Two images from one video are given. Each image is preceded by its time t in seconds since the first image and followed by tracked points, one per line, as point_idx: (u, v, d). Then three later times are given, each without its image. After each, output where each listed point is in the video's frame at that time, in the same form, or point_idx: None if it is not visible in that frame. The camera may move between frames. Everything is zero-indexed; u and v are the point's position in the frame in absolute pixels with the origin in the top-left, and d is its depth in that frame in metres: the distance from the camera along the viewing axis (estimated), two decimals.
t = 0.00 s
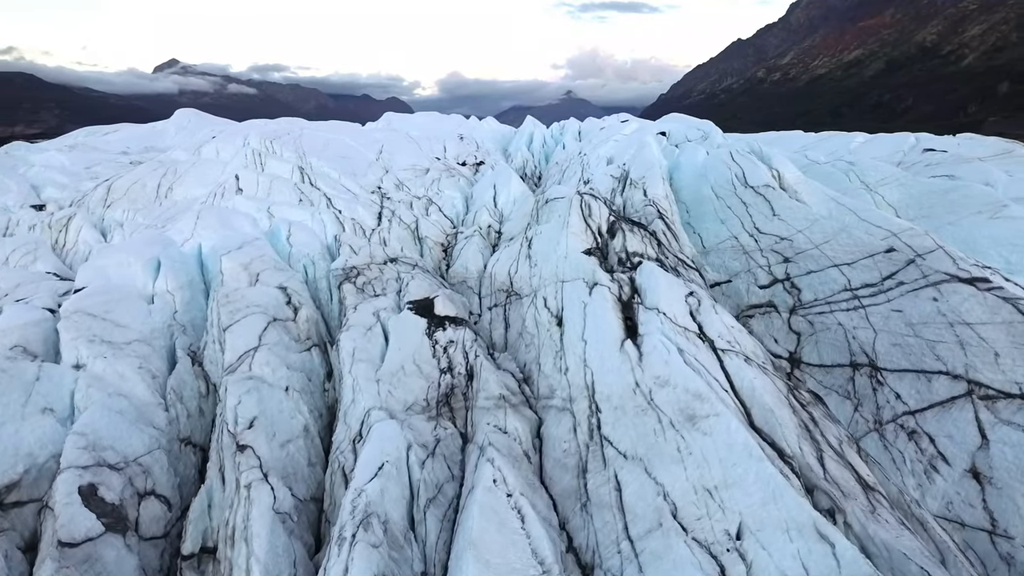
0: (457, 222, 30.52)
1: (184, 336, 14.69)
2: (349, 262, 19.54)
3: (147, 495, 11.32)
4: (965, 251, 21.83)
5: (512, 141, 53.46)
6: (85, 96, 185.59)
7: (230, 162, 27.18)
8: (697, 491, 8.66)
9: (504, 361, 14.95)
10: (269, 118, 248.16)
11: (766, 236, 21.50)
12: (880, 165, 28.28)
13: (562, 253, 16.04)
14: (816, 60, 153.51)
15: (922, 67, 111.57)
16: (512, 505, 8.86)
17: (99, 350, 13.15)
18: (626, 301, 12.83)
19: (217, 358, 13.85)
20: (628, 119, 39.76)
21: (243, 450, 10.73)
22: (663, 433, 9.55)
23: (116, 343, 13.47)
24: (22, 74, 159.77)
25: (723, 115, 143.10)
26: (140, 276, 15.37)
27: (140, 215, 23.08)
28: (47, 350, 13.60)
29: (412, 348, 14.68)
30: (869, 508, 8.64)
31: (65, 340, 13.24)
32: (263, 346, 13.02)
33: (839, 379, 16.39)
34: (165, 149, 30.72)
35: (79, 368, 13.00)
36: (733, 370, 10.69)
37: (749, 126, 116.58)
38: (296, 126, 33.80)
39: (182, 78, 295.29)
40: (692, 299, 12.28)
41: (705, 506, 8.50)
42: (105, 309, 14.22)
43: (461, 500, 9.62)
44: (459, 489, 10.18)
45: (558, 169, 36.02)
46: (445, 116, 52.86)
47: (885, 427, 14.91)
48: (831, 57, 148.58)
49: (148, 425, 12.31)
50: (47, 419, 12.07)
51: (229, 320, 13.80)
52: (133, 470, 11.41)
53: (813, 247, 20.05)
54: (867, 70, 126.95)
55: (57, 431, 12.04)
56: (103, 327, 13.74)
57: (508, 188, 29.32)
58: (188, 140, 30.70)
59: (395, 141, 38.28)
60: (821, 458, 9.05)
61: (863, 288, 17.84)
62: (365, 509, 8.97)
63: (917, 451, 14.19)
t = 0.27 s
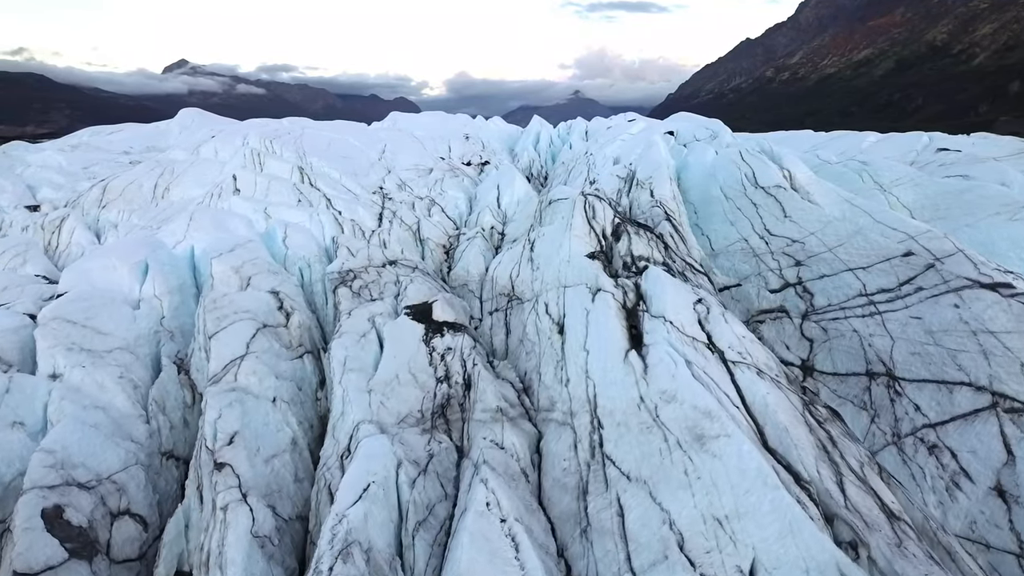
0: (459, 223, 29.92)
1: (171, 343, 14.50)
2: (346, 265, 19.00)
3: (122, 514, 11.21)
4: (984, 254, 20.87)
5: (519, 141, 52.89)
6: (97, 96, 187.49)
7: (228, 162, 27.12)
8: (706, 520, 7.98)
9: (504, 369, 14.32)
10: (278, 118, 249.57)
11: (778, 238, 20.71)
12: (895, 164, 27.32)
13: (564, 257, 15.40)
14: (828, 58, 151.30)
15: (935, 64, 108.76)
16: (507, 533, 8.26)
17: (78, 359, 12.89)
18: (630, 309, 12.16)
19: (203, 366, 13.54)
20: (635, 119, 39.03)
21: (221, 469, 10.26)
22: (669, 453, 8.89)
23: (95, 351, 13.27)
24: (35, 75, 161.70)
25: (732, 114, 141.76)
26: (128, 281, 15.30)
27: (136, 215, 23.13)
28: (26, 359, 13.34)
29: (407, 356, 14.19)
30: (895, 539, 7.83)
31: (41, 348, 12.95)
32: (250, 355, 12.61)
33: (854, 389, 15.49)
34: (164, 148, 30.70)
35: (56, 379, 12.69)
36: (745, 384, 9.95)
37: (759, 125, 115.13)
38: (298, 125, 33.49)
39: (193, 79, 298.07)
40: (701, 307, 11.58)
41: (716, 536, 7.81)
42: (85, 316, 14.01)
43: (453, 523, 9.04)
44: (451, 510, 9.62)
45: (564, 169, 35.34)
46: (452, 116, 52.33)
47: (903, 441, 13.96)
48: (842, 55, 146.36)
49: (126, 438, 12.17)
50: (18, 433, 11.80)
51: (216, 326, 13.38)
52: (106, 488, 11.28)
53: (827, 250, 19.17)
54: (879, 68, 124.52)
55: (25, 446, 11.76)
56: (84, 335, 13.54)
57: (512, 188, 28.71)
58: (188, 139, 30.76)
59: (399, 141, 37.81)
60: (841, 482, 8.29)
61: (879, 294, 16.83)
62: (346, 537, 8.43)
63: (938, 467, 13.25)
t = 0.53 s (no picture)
0: (458, 224, 29.35)
1: (152, 350, 14.19)
2: (339, 269, 18.40)
3: (87, 537, 10.65)
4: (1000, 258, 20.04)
5: (522, 140, 52.31)
6: (102, 96, 188.14)
7: (221, 162, 26.76)
8: (712, 555, 7.29)
9: (499, 378, 13.70)
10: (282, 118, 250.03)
11: (785, 241, 20.02)
12: (905, 164, 26.50)
13: (563, 261, 14.77)
14: (834, 57, 149.83)
15: (940, 63, 107.02)
16: (495, 566, 7.72)
17: (48, 370, 12.55)
18: (631, 317, 11.51)
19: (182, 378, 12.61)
20: (637, 118, 38.38)
21: (190, 491, 9.71)
22: (672, 477, 8.24)
23: (67, 361, 12.90)
24: (41, 75, 162.46)
25: (738, 113, 140.75)
26: (109, 288, 15.02)
27: (126, 216, 22.83)
28: None
29: (398, 365, 13.65)
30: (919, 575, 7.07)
31: (10, 357, 12.65)
32: (230, 366, 12.13)
33: (865, 399, 14.73)
34: (160, 147, 30.45)
35: (24, 390, 12.37)
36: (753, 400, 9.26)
37: (764, 125, 114.11)
38: (295, 124, 33.08)
39: (198, 79, 299.07)
40: (705, 315, 10.90)
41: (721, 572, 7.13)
42: (59, 324, 13.72)
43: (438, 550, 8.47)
44: (438, 535, 9.03)
45: (566, 169, 34.73)
46: (454, 115, 51.84)
47: (919, 455, 13.13)
48: (849, 54, 144.88)
49: (95, 454, 11.69)
50: None
51: (196, 334, 12.87)
52: (70, 510, 10.74)
53: (836, 253, 18.45)
54: (884, 67, 123.10)
55: None
56: (57, 343, 13.24)
57: (512, 189, 28.11)
58: (183, 139, 30.48)
59: (399, 141, 37.28)
60: (859, 509, 7.54)
61: (891, 299, 16.04)
62: (318, 571, 7.97)
63: (956, 484, 12.38)
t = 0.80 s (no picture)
0: (456, 225, 28.80)
1: (130, 358, 13.75)
2: (330, 271, 17.83)
3: (49, 562, 10.11)
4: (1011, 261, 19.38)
5: (523, 140, 51.76)
6: (101, 96, 187.66)
7: (213, 162, 26.26)
8: None
9: (492, 387, 13.13)
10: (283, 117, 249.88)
11: (789, 243, 19.43)
12: (912, 164, 25.84)
13: (559, 265, 14.21)
14: (836, 57, 148.77)
15: (942, 63, 105.92)
16: None
17: (18, 380, 12.08)
18: (630, 325, 10.94)
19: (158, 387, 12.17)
20: (639, 117, 37.76)
21: (158, 514, 9.19)
22: (673, 501, 7.62)
23: (38, 371, 12.44)
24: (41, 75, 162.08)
25: (740, 113, 140.13)
26: (87, 293, 14.56)
27: (114, 218, 22.37)
28: None
29: (388, 374, 13.14)
30: None
31: None
32: (209, 376, 11.60)
33: (874, 410, 14.14)
34: (152, 147, 29.97)
35: None
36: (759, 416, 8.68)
37: (767, 124, 113.21)
38: (290, 123, 32.58)
39: (199, 79, 299.19)
40: (709, 324, 10.32)
41: None
42: (31, 331, 13.25)
43: None
44: (423, 560, 8.51)
45: (566, 169, 34.15)
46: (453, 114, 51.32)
47: (931, 469, 12.50)
48: (851, 53, 143.89)
49: (62, 472, 11.20)
50: None
51: (175, 341, 12.35)
52: (32, 532, 10.22)
53: (842, 255, 17.84)
54: (886, 67, 122.12)
55: None
56: (28, 352, 12.78)
57: (510, 189, 27.55)
58: (176, 138, 30.00)
59: (396, 140, 36.73)
60: (877, 538, 6.94)
61: (901, 304, 15.42)
62: None
63: (972, 500, 11.72)
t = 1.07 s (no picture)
0: (452, 226, 28.21)
1: (106, 367, 13.31)
2: (319, 275, 17.27)
3: None
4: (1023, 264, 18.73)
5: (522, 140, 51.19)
6: (105, 95, 188.16)
7: (203, 162, 25.71)
8: None
9: (484, 398, 12.55)
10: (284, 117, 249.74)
11: (793, 245, 18.84)
12: (919, 164, 25.20)
13: (555, 269, 13.63)
14: (837, 57, 147.94)
15: (944, 62, 105.03)
16: None
17: None
18: (629, 335, 10.36)
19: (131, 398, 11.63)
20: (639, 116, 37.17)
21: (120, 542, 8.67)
22: (674, 531, 7.02)
23: (6, 383, 12.00)
24: (41, 75, 161.73)
25: (741, 112, 139.51)
26: (62, 300, 14.14)
27: (99, 219, 21.85)
28: None
29: (375, 384, 12.58)
30: None
31: None
32: (185, 389, 11.06)
33: (883, 420, 13.54)
34: (143, 146, 29.45)
35: None
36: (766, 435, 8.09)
37: (768, 124, 112.49)
38: (284, 122, 32.03)
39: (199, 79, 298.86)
40: (712, 333, 9.73)
41: None
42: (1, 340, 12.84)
43: None
44: None
45: (565, 169, 33.59)
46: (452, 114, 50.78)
47: (945, 484, 11.89)
48: (852, 53, 143.06)
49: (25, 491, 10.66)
50: None
51: (150, 350, 11.81)
52: None
53: (849, 258, 17.25)
54: (888, 67, 121.29)
55: None
56: None
57: (507, 189, 26.97)
58: (167, 137, 29.48)
59: (393, 140, 36.17)
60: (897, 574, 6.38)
61: (910, 310, 14.81)
62: None
63: (989, 518, 11.07)
